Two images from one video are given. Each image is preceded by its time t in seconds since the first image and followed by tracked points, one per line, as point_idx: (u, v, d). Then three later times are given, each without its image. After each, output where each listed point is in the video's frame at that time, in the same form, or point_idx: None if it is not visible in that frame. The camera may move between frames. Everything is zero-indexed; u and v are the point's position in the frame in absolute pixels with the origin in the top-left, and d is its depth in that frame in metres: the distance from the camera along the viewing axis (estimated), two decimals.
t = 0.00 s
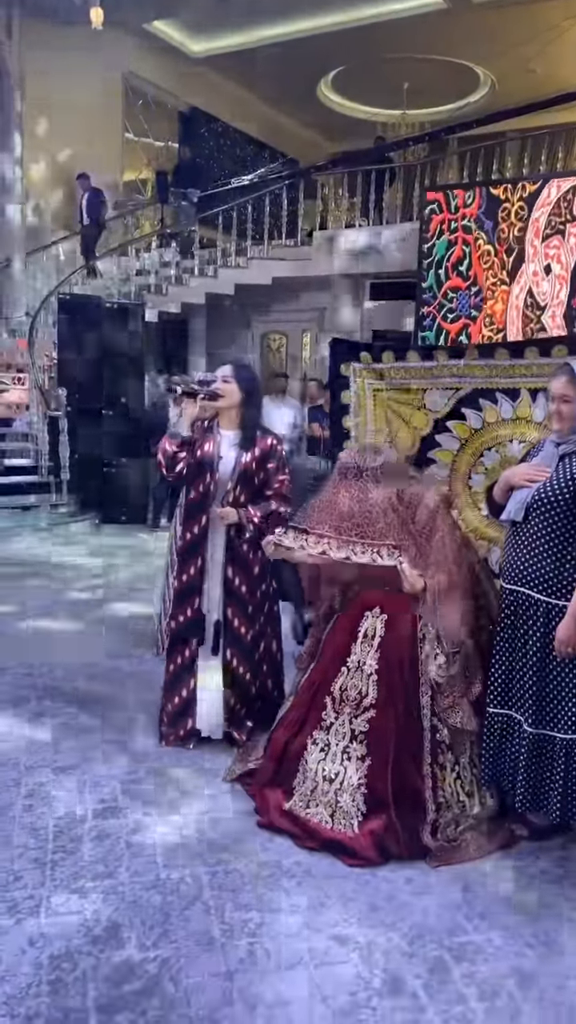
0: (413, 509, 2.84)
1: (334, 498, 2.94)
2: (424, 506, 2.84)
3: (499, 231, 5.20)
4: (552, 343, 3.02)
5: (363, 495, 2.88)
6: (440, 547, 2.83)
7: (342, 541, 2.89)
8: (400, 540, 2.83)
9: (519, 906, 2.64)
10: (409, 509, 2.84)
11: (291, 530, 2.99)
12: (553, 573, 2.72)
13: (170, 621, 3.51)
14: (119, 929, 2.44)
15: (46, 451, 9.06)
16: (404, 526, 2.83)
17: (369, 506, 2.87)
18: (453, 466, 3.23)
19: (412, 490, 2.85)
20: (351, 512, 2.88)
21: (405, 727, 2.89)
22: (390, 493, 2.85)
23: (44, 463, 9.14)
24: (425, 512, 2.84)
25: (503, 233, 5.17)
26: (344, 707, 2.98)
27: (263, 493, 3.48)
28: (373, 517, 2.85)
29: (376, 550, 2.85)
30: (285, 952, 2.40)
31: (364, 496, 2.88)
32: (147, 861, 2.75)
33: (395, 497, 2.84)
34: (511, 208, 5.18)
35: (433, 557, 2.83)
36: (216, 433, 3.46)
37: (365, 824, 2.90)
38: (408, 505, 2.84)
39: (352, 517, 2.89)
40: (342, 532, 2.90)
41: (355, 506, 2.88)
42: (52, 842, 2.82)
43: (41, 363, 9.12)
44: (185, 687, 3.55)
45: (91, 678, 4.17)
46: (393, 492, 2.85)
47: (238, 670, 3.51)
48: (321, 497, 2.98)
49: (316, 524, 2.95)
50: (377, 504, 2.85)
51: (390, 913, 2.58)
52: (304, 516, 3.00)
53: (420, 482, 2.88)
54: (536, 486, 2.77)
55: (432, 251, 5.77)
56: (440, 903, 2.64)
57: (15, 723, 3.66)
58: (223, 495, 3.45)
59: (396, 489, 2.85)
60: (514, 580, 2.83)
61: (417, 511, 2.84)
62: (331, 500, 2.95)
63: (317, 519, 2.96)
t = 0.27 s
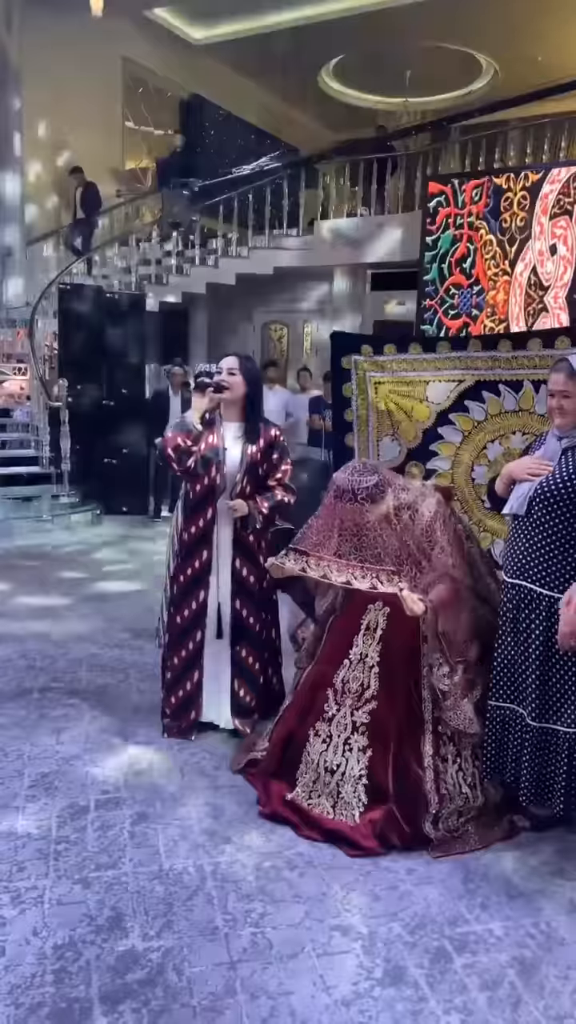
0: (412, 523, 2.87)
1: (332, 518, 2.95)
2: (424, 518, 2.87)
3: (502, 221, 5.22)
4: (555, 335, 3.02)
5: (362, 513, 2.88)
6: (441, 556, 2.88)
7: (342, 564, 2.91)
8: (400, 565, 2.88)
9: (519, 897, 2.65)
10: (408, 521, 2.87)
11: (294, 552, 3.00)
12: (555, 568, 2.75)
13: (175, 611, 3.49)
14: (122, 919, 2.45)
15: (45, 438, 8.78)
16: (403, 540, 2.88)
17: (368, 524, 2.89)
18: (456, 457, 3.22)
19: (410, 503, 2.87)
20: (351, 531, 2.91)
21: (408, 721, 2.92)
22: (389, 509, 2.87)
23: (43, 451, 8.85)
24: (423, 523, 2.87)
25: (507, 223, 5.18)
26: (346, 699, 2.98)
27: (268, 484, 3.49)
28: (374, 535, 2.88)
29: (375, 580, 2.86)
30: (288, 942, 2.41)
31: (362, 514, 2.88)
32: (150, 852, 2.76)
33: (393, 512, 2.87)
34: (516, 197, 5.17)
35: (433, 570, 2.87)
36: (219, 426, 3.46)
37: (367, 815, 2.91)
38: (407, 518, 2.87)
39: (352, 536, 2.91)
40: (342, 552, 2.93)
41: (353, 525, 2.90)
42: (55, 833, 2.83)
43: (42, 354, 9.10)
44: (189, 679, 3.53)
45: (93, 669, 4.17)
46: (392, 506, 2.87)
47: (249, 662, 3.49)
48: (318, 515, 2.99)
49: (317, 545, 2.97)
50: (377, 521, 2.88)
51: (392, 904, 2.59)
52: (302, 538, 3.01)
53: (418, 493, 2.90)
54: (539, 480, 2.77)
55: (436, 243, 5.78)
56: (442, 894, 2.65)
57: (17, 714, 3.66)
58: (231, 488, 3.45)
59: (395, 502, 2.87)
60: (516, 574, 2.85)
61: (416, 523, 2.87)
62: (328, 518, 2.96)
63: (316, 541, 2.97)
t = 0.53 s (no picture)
0: (413, 532, 2.86)
1: (333, 538, 2.94)
2: (424, 526, 2.86)
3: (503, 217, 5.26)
4: (554, 330, 3.02)
5: (362, 529, 2.87)
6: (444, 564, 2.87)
7: (346, 584, 2.89)
8: (402, 579, 2.85)
9: (518, 890, 2.67)
10: (409, 530, 2.86)
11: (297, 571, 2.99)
12: (556, 566, 2.75)
13: (176, 608, 3.50)
14: (123, 912, 2.47)
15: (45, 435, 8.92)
16: (406, 547, 2.86)
17: (370, 540, 2.87)
18: (456, 452, 3.22)
19: (410, 510, 2.87)
20: (352, 550, 2.89)
21: (410, 719, 2.96)
22: (390, 520, 2.85)
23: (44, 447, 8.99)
24: (424, 530, 2.86)
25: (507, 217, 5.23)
26: (348, 694, 3.00)
27: (267, 479, 3.52)
28: (377, 548, 2.86)
29: (379, 602, 2.85)
30: (288, 935, 2.43)
31: (362, 530, 2.86)
32: (151, 846, 2.78)
33: (394, 523, 2.86)
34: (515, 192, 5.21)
35: (435, 577, 2.87)
36: (220, 422, 3.46)
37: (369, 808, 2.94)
38: (407, 527, 2.86)
39: (355, 552, 2.89)
40: (346, 572, 2.90)
41: (356, 543, 2.88)
42: (57, 827, 2.85)
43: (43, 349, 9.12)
44: (191, 675, 3.54)
45: (94, 664, 4.19)
46: (393, 516, 2.85)
47: (249, 655, 3.52)
48: (318, 533, 2.99)
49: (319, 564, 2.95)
50: (378, 535, 2.86)
51: (392, 897, 2.61)
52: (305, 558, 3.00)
53: (416, 498, 2.89)
54: (540, 478, 2.78)
55: (439, 244, 5.77)
56: (441, 887, 2.67)
57: (19, 708, 3.69)
58: (232, 483, 3.46)
59: (396, 512, 2.86)
60: (517, 572, 2.86)
61: (417, 530, 2.86)
62: (328, 537, 2.96)
63: (317, 560, 2.96)
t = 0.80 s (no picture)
0: (407, 539, 2.86)
1: (330, 546, 2.99)
2: (419, 531, 2.86)
3: (501, 217, 5.43)
4: (549, 329, 3.03)
5: (356, 538, 2.91)
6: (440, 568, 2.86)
7: (342, 594, 2.95)
8: (396, 588, 2.88)
9: (512, 889, 2.68)
10: (404, 536, 2.87)
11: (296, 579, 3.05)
12: (553, 566, 2.74)
13: (172, 607, 3.51)
14: (118, 911, 2.48)
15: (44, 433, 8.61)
16: (401, 553, 2.87)
17: (364, 548, 2.91)
18: (452, 452, 3.23)
19: (403, 516, 2.87)
20: (347, 559, 2.94)
21: (406, 720, 2.96)
22: (384, 528, 2.88)
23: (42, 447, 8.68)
24: (419, 535, 2.86)
25: (505, 217, 5.40)
26: (344, 695, 3.03)
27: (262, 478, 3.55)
28: (372, 556, 2.90)
29: (374, 611, 2.90)
30: (283, 933, 2.45)
31: (357, 539, 2.91)
32: (146, 845, 2.79)
33: (388, 530, 2.88)
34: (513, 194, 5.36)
35: (431, 582, 2.86)
36: (214, 422, 3.48)
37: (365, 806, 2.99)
38: (402, 534, 2.87)
39: (351, 560, 2.94)
40: (342, 581, 2.96)
41: (351, 552, 2.93)
42: (53, 827, 2.86)
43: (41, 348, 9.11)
44: (187, 674, 3.55)
45: (92, 664, 4.21)
46: (387, 524, 2.88)
47: (244, 655, 3.53)
48: (315, 540, 3.05)
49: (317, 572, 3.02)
50: (372, 544, 2.89)
51: (386, 896, 2.62)
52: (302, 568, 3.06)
53: (410, 503, 2.89)
54: (534, 481, 2.78)
55: (439, 246, 5.96)
56: (436, 886, 2.68)
57: (16, 709, 3.70)
58: (226, 483, 3.48)
59: (390, 519, 2.88)
60: (514, 573, 2.86)
61: (411, 536, 2.87)
62: (324, 544, 3.02)
63: (315, 567, 3.02)
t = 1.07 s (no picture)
0: (403, 528, 2.86)
1: (326, 531, 3.00)
2: (414, 522, 2.84)
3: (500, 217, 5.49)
4: (544, 328, 3.03)
5: (353, 524, 2.93)
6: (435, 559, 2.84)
7: (336, 579, 2.96)
8: (390, 577, 2.88)
9: (508, 887, 2.68)
10: (399, 527, 2.87)
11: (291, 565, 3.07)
12: (552, 564, 2.74)
13: (167, 604, 3.53)
14: (113, 910, 2.49)
15: (43, 434, 8.85)
16: (397, 543, 2.87)
17: (360, 535, 2.92)
18: (449, 452, 3.23)
19: (400, 507, 2.87)
20: (343, 546, 2.95)
21: (401, 716, 2.95)
22: (380, 518, 2.88)
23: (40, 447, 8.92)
24: (414, 527, 2.84)
25: (503, 217, 5.47)
26: (340, 692, 3.04)
27: (257, 477, 3.54)
28: (367, 544, 2.91)
29: (366, 596, 2.91)
30: (278, 932, 2.45)
31: (354, 526, 2.92)
32: (141, 844, 2.80)
33: (384, 520, 2.88)
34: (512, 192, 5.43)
35: (425, 574, 2.85)
36: (209, 421, 3.49)
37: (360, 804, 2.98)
38: (397, 525, 2.87)
39: (347, 547, 2.95)
40: (337, 565, 2.97)
41: (347, 538, 2.94)
42: (48, 825, 2.87)
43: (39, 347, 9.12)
44: (182, 672, 3.56)
45: (89, 663, 4.21)
46: (383, 513, 2.88)
47: (239, 655, 3.54)
48: (312, 528, 3.05)
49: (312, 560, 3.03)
50: (368, 531, 2.90)
51: (381, 895, 2.63)
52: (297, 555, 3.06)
53: (408, 494, 2.88)
54: (530, 479, 2.78)
55: (440, 251, 6.00)
56: (431, 885, 2.68)
57: (12, 707, 3.71)
58: (219, 481, 3.46)
59: (387, 508, 2.88)
60: (514, 572, 2.86)
61: (407, 527, 2.85)
62: (321, 531, 3.02)
63: (311, 553, 3.03)
